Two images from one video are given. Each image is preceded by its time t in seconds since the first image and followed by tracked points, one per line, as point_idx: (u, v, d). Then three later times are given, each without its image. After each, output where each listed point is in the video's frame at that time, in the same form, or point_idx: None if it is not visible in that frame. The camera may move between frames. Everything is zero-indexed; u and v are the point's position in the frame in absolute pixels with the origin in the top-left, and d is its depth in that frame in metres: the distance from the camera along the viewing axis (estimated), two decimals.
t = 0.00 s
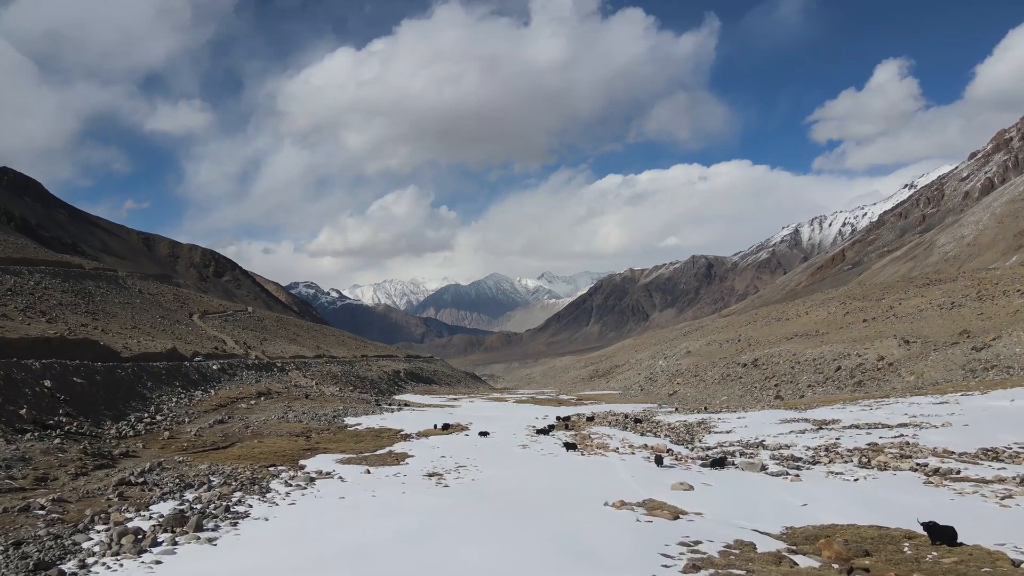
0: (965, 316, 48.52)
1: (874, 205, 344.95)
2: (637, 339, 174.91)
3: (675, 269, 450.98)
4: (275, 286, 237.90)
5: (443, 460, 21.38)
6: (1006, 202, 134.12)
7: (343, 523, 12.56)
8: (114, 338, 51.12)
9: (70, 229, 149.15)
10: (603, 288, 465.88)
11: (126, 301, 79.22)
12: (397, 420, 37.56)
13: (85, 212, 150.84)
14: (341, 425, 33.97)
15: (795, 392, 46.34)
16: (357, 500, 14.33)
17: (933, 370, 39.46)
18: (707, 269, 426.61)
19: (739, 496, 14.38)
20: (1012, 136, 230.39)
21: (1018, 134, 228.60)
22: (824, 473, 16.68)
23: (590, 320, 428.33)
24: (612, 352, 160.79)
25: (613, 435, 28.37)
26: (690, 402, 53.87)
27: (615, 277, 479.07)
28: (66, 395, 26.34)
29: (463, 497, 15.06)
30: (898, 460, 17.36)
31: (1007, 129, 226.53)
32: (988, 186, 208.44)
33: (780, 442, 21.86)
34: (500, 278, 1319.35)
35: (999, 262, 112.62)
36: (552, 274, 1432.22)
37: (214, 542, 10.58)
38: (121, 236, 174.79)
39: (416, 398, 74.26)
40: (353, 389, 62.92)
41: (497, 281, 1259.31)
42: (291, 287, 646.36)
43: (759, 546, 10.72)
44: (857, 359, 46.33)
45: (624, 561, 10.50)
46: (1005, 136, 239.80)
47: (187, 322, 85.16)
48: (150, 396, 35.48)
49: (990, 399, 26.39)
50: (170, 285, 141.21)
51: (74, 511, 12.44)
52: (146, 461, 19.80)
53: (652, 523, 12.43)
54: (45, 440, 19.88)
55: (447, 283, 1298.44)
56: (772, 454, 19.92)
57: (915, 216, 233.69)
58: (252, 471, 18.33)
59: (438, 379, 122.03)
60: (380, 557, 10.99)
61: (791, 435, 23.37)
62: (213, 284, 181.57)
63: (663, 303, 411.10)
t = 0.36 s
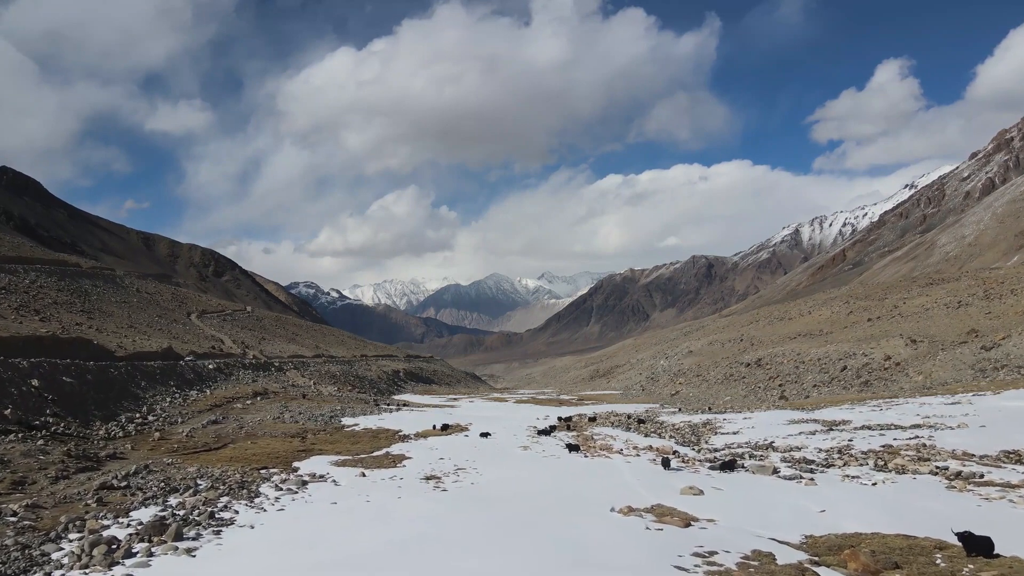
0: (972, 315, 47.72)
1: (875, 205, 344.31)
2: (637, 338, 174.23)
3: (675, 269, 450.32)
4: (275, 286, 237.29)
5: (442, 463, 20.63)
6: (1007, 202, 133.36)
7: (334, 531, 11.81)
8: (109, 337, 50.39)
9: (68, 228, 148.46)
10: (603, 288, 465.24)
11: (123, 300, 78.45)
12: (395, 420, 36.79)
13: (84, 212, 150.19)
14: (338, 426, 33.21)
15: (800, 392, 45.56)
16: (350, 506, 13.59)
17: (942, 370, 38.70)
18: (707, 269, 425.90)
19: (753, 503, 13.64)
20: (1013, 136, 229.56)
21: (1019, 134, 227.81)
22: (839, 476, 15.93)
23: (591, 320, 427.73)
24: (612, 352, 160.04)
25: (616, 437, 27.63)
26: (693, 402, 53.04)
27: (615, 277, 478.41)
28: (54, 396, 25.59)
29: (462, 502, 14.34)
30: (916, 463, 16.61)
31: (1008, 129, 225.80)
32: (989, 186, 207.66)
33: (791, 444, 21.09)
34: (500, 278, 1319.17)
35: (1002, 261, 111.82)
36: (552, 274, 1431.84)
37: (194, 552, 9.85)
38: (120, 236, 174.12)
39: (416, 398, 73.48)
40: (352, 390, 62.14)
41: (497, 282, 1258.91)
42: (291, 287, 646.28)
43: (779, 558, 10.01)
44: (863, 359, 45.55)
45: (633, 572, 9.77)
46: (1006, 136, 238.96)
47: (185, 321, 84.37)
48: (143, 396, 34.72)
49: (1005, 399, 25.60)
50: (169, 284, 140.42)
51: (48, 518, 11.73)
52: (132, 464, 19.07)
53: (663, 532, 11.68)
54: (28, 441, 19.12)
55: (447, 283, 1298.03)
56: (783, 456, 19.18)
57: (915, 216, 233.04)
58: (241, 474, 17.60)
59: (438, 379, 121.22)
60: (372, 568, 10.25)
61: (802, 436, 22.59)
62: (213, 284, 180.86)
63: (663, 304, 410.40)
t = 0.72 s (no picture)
0: (980, 314, 46.93)
1: (875, 205, 343.29)
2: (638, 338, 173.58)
3: (675, 269, 449.69)
4: (275, 286, 236.69)
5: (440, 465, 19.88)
6: (1009, 201, 132.53)
7: (323, 541, 11.03)
8: (104, 336, 49.64)
9: (67, 227, 147.87)
10: (604, 288, 464.41)
11: (120, 299, 77.67)
12: (393, 420, 36.09)
13: (82, 211, 149.55)
14: (334, 427, 32.44)
15: (806, 392, 44.77)
16: (342, 512, 12.78)
17: (951, 369, 37.92)
18: (707, 269, 425.16)
19: (769, 512, 12.80)
20: (1014, 136, 228.63)
21: (1020, 133, 226.87)
22: (857, 481, 15.16)
23: (591, 320, 427.23)
24: (612, 352, 159.33)
25: (620, 438, 26.84)
26: (696, 402, 52.26)
27: (615, 277, 477.68)
28: (41, 395, 24.84)
29: (461, 508, 13.59)
30: (937, 466, 15.83)
31: (1009, 129, 224.86)
32: (990, 186, 206.78)
33: (802, 446, 20.31)
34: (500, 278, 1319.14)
35: (1005, 260, 110.96)
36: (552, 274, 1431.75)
37: (168, 566, 9.07)
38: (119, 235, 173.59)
39: (415, 399, 72.72)
40: (350, 390, 61.38)
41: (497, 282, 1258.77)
42: (292, 287, 645.90)
43: (804, 572, 9.26)
44: (870, 358, 44.72)
45: None
46: (1008, 136, 238.10)
47: (182, 320, 83.62)
48: (135, 396, 33.95)
49: (1022, 400, 24.82)
50: (168, 283, 139.68)
51: (19, 526, 10.99)
52: (117, 466, 18.33)
53: (676, 542, 10.90)
54: (9, 443, 18.37)
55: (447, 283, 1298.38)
56: (795, 459, 18.42)
57: (916, 216, 232.09)
58: (230, 478, 16.82)
59: (438, 379, 120.43)
60: None
61: (813, 437, 21.80)
62: (212, 283, 180.16)
63: (663, 303, 409.63)
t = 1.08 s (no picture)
0: (988, 313, 46.14)
1: (875, 205, 342.03)
2: (638, 338, 172.83)
3: (675, 268, 448.93)
4: (275, 285, 236.17)
5: (437, 467, 19.10)
6: (1011, 200, 131.67)
7: (311, 551, 10.29)
8: (98, 335, 48.84)
9: (66, 226, 147.29)
10: (603, 288, 463.47)
11: (117, 298, 77.00)
12: (391, 420, 35.35)
13: (81, 210, 148.98)
14: (331, 427, 31.72)
15: (811, 392, 43.98)
16: (332, 519, 12.04)
17: (960, 369, 37.17)
18: (708, 269, 424.34)
19: (786, 520, 12.07)
20: (1015, 136, 227.71)
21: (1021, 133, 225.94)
22: (876, 485, 14.40)
23: (591, 320, 426.61)
24: (613, 352, 158.55)
25: (624, 439, 26.05)
26: (699, 402, 51.52)
27: (615, 277, 476.89)
28: (27, 395, 24.11)
29: (460, 514, 12.85)
30: (959, 470, 15.07)
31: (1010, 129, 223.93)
32: (990, 186, 205.94)
33: (814, 447, 19.55)
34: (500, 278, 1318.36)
35: (1008, 260, 110.12)
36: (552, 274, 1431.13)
37: None
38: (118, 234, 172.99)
39: (414, 399, 71.95)
40: (348, 389, 60.58)
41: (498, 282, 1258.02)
42: (292, 287, 645.09)
43: None
44: (876, 357, 43.97)
45: None
46: (1009, 135, 237.19)
47: (179, 319, 82.89)
48: (128, 396, 33.23)
49: None
50: (166, 283, 139.02)
51: None
52: (102, 468, 17.56)
53: (690, 552, 10.17)
54: None
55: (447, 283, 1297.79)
56: (808, 461, 17.67)
57: (916, 216, 231.14)
58: (217, 481, 16.04)
59: (437, 379, 119.64)
60: None
61: (825, 439, 21.02)
62: (211, 283, 179.42)
63: (663, 304, 408.71)
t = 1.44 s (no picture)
0: (996, 312, 45.36)
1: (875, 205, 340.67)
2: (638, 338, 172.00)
3: (676, 268, 448.09)
4: (275, 285, 235.52)
5: (435, 470, 18.36)
6: (1013, 199, 130.86)
7: (296, 562, 9.56)
8: (92, 334, 48.10)
9: (64, 225, 146.59)
10: (604, 288, 462.65)
11: (114, 297, 76.27)
12: (389, 421, 34.62)
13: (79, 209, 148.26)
14: (327, 428, 30.99)
15: (816, 392, 43.25)
16: (321, 527, 11.29)
17: (969, 368, 36.45)
18: (708, 269, 423.40)
19: (805, 529, 11.32)
20: (1015, 136, 226.82)
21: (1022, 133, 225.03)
22: (897, 490, 13.65)
23: (591, 320, 425.85)
24: (613, 352, 157.75)
25: (629, 440, 25.29)
26: (702, 402, 50.74)
27: (616, 277, 475.95)
28: (12, 394, 23.38)
29: (458, 523, 12.09)
30: (982, 473, 14.33)
31: (1011, 128, 223.01)
32: (991, 185, 205.09)
33: (827, 449, 18.79)
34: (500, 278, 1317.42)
35: (1010, 260, 109.30)
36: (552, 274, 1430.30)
37: None
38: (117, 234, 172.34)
39: (414, 399, 71.21)
40: (347, 389, 59.86)
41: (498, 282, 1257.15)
42: (292, 286, 644.42)
43: None
44: (883, 357, 43.23)
45: None
46: (1009, 135, 236.36)
47: (177, 318, 82.18)
48: (119, 395, 32.49)
49: None
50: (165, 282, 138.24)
51: None
52: (85, 471, 16.78)
53: (705, 565, 9.41)
54: None
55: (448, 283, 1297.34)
56: (822, 464, 16.92)
57: (917, 216, 230.25)
58: (204, 484, 15.29)
59: (437, 378, 118.90)
60: None
61: (836, 440, 20.30)
62: (210, 283, 178.57)
63: (663, 304, 407.78)
